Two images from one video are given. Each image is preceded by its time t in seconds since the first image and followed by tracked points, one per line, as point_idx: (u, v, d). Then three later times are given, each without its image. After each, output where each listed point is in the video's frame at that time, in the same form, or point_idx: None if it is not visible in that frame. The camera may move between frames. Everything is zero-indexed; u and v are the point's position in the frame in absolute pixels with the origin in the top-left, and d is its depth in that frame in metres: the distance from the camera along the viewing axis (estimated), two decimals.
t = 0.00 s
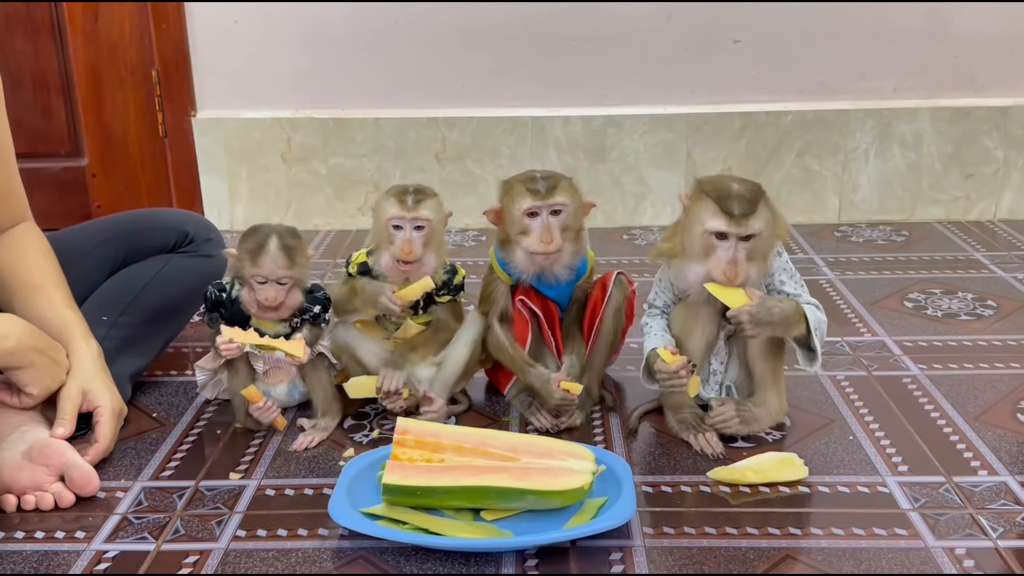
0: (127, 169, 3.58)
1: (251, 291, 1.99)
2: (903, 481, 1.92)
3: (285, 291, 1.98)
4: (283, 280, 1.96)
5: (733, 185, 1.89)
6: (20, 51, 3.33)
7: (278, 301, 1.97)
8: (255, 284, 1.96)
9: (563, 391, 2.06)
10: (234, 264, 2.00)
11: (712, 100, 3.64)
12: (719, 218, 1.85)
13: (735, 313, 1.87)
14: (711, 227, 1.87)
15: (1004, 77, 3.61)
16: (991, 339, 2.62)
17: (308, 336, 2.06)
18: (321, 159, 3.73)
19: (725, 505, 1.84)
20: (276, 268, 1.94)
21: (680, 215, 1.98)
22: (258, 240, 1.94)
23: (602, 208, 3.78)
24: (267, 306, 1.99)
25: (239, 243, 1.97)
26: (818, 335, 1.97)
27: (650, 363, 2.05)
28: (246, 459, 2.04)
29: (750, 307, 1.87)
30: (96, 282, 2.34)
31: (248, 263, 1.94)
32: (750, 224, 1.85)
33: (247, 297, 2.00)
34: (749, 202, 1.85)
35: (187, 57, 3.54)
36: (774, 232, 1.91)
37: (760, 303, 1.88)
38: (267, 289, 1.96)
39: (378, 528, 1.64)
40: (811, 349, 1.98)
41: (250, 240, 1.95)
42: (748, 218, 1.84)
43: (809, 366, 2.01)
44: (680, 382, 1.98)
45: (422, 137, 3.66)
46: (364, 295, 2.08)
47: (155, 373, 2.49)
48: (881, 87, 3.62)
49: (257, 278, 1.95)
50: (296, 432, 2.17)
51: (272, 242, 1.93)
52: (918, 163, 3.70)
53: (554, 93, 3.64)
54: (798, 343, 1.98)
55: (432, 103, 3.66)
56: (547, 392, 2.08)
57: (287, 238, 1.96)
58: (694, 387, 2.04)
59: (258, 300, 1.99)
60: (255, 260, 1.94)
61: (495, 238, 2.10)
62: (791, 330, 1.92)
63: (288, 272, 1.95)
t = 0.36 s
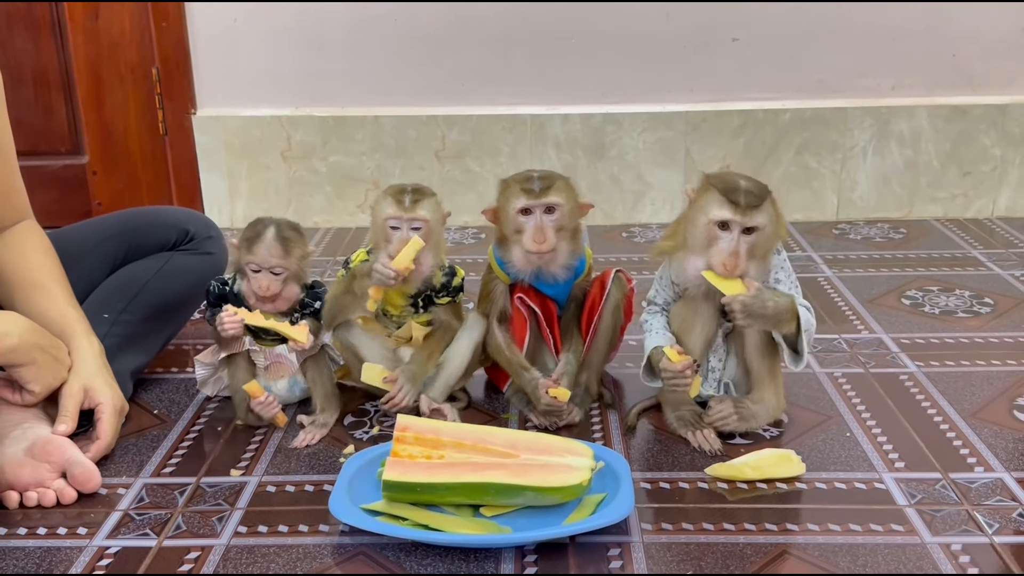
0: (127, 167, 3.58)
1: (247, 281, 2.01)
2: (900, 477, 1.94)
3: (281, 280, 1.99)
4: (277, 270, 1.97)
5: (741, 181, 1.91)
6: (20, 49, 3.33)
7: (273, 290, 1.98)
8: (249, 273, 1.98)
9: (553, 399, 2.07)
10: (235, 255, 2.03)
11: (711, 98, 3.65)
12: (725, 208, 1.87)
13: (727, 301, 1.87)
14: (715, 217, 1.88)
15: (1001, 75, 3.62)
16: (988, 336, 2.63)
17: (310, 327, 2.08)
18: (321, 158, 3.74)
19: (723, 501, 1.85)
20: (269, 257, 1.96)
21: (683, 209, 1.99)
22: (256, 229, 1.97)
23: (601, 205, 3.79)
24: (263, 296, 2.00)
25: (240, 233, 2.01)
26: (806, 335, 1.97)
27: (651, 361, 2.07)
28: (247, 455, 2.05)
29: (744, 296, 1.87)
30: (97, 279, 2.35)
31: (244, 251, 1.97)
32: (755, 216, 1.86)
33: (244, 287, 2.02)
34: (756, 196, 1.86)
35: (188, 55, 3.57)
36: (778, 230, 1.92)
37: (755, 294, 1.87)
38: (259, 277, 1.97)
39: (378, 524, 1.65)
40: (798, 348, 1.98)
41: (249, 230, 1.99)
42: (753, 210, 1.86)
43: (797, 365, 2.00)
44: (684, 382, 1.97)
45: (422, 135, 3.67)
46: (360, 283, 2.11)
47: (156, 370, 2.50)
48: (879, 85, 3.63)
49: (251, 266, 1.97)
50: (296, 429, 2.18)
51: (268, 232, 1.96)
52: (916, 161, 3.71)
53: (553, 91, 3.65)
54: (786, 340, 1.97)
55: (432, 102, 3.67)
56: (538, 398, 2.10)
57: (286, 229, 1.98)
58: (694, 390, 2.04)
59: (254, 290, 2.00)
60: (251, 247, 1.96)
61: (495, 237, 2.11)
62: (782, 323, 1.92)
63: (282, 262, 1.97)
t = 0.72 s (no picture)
0: (127, 165, 3.58)
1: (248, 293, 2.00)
2: (897, 475, 1.94)
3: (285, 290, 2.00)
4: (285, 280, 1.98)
5: (737, 171, 1.91)
6: (20, 47, 3.31)
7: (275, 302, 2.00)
8: (254, 284, 1.98)
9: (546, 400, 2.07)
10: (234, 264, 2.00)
11: (710, 96, 3.65)
12: (732, 202, 1.86)
13: (744, 347, 1.89)
14: (721, 211, 1.87)
15: (999, 73, 3.63)
16: (986, 334, 2.63)
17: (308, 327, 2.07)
18: (320, 155, 3.74)
19: (720, 499, 1.86)
20: (280, 267, 1.96)
21: (682, 204, 1.97)
22: (262, 238, 1.96)
23: (600, 203, 3.79)
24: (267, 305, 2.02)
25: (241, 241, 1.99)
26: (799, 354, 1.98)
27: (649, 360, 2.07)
28: (246, 453, 2.06)
29: (759, 347, 1.88)
30: (96, 277, 2.34)
31: (251, 260, 1.96)
32: (760, 206, 1.86)
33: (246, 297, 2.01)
34: (757, 184, 1.87)
35: (185, 52, 3.59)
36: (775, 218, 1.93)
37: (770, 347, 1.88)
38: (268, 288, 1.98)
39: (377, 522, 1.65)
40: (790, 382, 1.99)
41: (251, 240, 1.97)
42: (758, 199, 1.86)
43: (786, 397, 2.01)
44: (675, 387, 1.99)
45: (420, 132, 3.67)
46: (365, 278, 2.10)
47: (154, 368, 2.50)
48: (877, 83, 3.64)
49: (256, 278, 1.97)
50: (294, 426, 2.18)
51: (277, 243, 1.96)
52: (914, 159, 3.71)
53: (552, 88, 3.65)
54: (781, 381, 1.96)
55: (431, 99, 3.67)
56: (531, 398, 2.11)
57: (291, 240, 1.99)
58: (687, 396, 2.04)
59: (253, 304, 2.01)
60: (260, 258, 1.96)
61: (490, 235, 2.10)
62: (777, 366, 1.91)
63: (291, 273, 1.98)
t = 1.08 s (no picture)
0: (127, 164, 3.58)
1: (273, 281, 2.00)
2: (898, 473, 1.94)
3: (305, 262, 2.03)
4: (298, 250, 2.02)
5: (747, 178, 1.90)
6: (20, 46, 3.31)
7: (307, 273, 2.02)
8: (280, 263, 1.98)
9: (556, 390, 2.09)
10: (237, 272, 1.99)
11: (710, 93, 3.65)
12: (733, 209, 1.86)
13: (737, 332, 1.89)
14: (723, 216, 1.87)
15: (1000, 71, 3.62)
16: (987, 332, 2.63)
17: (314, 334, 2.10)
18: (320, 153, 3.74)
19: (721, 497, 1.85)
20: (291, 237, 2.00)
21: (689, 203, 1.98)
22: (256, 227, 1.98)
23: (600, 201, 3.79)
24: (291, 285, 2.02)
25: (238, 246, 1.99)
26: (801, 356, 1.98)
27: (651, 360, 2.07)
28: (246, 451, 2.06)
29: (751, 334, 1.88)
30: (97, 276, 2.35)
31: (263, 246, 1.97)
32: (762, 216, 1.85)
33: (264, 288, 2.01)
34: (763, 195, 1.86)
35: (185, 51, 3.56)
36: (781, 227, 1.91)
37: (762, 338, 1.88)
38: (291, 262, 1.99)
39: (377, 520, 1.65)
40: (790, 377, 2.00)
41: (248, 236, 1.98)
42: (761, 211, 1.85)
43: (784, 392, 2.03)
44: (681, 389, 1.99)
45: (420, 131, 3.67)
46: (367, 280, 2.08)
47: (154, 366, 2.50)
48: (877, 81, 3.63)
49: (281, 256, 1.98)
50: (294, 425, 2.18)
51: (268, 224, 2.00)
52: (915, 157, 3.71)
53: (552, 86, 3.64)
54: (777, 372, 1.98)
55: (430, 97, 3.67)
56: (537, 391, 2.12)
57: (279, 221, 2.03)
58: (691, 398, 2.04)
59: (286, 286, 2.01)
60: (268, 242, 1.97)
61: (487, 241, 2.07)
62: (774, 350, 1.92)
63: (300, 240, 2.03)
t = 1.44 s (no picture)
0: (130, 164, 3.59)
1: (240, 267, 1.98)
2: (901, 472, 1.94)
3: (272, 253, 1.96)
4: (265, 240, 1.95)
5: (737, 175, 1.90)
6: (22, 45, 3.32)
7: (266, 264, 1.95)
8: (240, 247, 1.96)
9: (543, 396, 2.11)
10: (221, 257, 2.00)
11: (712, 92, 3.64)
12: (710, 205, 1.87)
13: (724, 305, 1.86)
14: (703, 212, 1.89)
15: (1003, 70, 3.62)
16: (990, 331, 2.63)
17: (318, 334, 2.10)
18: (322, 152, 3.74)
19: (725, 496, 1.85)
20: (261, 226, 1.95)
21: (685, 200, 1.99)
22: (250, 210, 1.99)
23: (602, 200, 3.79)
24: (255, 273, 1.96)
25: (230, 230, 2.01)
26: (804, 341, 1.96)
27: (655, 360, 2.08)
28: (250, 450, 2.06)
29: (736, 303, 1.86)
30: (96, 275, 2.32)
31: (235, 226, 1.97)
32: (739, 213, 1.85)
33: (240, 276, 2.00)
34: (746, 191, 1.85)
35: (187, 49, 3.55)
36: (772, 227, 1.89)
37: (749, 304, 1.87)
38: (251, 249, 1.95)
39: (381, 519, 1.65)
40: (795, 357, 1.98)
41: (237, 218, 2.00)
42: (739, 207, 1.85)
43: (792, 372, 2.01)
44: (682, 391, 1.98)
45: (422, 129, 3.67)
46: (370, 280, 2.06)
47: (157, 365, 2.50)
48: (879, 79, 3.62)
49: (241, 238, 1.96)
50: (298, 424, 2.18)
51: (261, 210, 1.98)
52: (917, 156, 3.71)
53: (554, 85, 3.64)
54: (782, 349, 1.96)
55: (433, 96, 3.67)
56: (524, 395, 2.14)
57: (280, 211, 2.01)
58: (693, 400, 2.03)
59: (247, 276, 1.98)
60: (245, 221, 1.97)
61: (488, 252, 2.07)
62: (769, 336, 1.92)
63: (275, 233, 1.96)
